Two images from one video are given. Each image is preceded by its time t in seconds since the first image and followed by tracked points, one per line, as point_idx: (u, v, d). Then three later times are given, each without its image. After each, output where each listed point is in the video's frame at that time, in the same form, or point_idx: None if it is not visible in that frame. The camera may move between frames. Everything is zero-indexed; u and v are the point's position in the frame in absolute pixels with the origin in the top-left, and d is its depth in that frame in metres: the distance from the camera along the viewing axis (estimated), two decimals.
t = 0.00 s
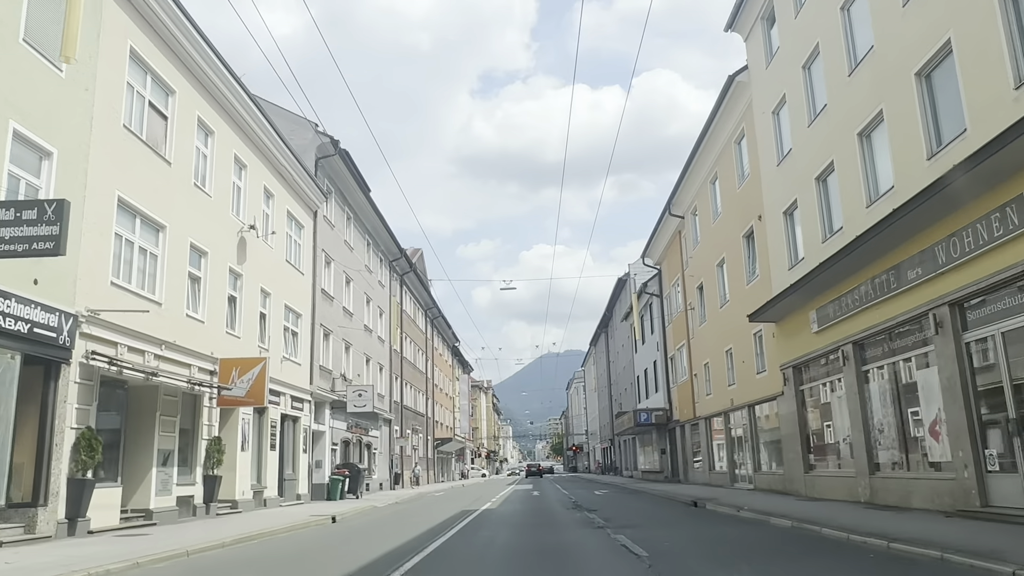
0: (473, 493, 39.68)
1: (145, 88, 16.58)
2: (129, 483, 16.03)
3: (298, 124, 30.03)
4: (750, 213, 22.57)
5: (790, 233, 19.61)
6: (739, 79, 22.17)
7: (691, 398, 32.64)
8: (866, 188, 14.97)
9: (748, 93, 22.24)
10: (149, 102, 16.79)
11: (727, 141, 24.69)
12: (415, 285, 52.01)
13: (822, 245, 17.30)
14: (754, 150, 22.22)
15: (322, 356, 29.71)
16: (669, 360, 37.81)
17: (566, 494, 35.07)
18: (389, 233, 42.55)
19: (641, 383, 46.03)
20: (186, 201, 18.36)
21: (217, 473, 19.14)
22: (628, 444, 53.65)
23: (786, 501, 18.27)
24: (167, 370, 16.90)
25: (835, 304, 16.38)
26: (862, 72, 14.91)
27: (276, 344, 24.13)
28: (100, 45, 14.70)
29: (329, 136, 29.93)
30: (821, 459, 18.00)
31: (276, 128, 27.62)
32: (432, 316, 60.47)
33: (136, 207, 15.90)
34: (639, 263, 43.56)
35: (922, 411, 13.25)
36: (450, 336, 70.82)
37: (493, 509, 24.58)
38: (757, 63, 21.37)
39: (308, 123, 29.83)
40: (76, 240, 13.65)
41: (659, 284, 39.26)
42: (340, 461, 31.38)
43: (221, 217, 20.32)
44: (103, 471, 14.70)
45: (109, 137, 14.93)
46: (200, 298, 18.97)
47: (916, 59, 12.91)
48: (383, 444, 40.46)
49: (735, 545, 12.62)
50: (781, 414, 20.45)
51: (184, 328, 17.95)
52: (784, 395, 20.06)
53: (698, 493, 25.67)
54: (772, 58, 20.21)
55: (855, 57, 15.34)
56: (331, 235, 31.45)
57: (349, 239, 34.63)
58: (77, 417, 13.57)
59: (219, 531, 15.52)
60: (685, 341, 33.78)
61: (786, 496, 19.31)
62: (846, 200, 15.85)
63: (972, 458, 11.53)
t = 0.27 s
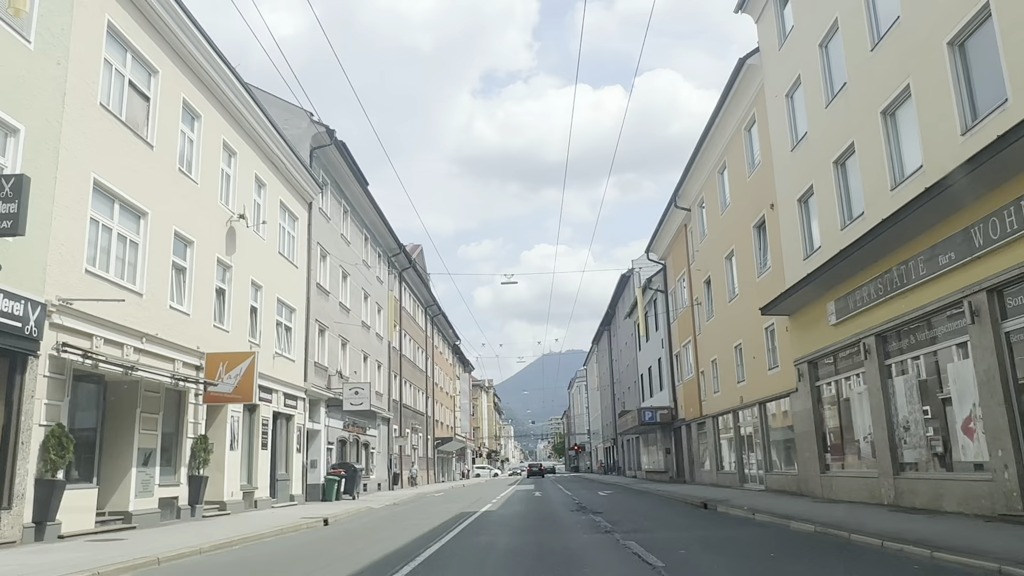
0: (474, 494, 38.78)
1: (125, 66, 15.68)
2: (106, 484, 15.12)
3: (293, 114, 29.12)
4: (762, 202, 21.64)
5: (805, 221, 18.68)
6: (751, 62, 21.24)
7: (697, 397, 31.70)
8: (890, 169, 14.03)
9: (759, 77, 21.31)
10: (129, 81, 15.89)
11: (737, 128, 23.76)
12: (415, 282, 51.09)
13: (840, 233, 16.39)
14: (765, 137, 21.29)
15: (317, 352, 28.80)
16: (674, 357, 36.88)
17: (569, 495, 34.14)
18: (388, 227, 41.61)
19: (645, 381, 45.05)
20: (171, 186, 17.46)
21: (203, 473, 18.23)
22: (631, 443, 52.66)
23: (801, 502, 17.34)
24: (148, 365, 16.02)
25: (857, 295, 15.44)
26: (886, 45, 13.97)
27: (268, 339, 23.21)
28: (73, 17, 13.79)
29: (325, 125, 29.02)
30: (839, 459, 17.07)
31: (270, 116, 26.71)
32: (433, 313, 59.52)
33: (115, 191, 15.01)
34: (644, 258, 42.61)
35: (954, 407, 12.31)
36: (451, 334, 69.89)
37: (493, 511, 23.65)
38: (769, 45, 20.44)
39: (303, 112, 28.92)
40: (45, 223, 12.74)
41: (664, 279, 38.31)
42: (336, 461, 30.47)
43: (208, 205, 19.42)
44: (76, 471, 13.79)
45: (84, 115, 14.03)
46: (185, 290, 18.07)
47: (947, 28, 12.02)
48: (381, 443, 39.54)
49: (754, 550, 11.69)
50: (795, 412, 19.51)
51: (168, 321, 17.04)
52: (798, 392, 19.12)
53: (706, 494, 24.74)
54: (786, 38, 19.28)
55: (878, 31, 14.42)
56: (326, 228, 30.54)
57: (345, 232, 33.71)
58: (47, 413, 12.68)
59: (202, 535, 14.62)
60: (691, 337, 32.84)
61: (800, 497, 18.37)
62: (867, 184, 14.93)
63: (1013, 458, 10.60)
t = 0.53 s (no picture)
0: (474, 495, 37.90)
1: (103, 42, 14.81)
2: (82, 486, 14.25)
3: (287, 103, 28.25)
4: (773, 191, 20.75)
5: (820, 209, 17.79)
6: (762, 44, 20.33)
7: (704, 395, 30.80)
8: (916, 149, 13.14)
9: (771, 60, 20.41)
10: (108, 58, 15.02)
11: (747, 115, 22.86)
12: (414, 278, 50.22)
13: (859, 219, 15.50)
14: (777, 122, 20.40)
15: (312, 349, 27.94)
16: (679, 354, 36.00)
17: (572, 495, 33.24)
18: (386, 222, 40.72)
19: (649, 380, 44.12)
20: (153, 171, 16.59)
21: (188, 474, 17.36)
22: (634, 443, 51.81)
23: (818, 504, 16.45)
24: (128, 359, 15.17)
25: (881, 284, 14.54)
26: (914, 16, 13.05)
27: (260, 334, 22.35)
28: None
29: (320, 115, 28.15)
30: (858, 458, 16.20)
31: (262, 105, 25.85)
32: (433, 310, 58.64)
33: (91, 174, 14.13)
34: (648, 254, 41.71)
35: (990, 403, 11.43)
36: (451, 332, 68.95)
37: (493, 512, 22.76)
38: (782, 26, 19.54)
39: (298, 101, 28.05)
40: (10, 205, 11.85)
41: (669, 275, 37.40)
42: (332, 460, 29.60)
43: (195, 193, 18.55)
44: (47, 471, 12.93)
45: (56, 92, 13.15)
46: (169, 281, 17.20)
47: None
48: (379, 443, 38.66)
49: (774, 556, 10.81)
50: (809, 409, 18.63)
51: (151, 313, 16.17)
52: (813, 388, 18.23)
53: (715, 495, 23.85)
54: (800, 17, 18.39)
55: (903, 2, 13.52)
56: (322, 221, 29.68)
57: (342, 226, 32.84)
58: (12, 409, 11.80)
59: (182, 539, 13.74)
60: (697, 333, 31.95)
61: (816, 499, 17.48)
62: (890, 166, 14.04)
63: None
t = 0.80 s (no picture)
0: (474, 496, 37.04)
1: (79, 16, 13.97)
2: (54, 488, 13.38)
3: (280, 91, 27.41)
4: (785, 179, 19.89)
5: (837, 195, 16.94)
6: (774, 25, 19.46)
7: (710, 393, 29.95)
8: (944, 127, 12.29)
9: (783, 41, 19.55)
10: (84, 34, 14.17)
11: (757, 101, 22.00)
12: (414, 275, 49.36)
13: (879, 205, 14.64)
14: (789, 107, 19.55)
15: (306, 345, 27.09)
16: (684, 352, 35.13)
17: (574, 496, 32.38)
18: (384, 216, 39.85)
19: (652, 378, 43.25)
20: (135, 155, 15.74)
21: (172, 475, 16.48)
22: (637, 443, 50.91)
23: (835, 506, 15.58)
24: (105, 352, 14.33)
25: (905, 272, 13.70)
26: None
27: (250, 328, 21.51)
28: None
29: (314, 104, 27.31)
30: (877, 457, 15.36)
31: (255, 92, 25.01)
32: (432, 308, 57.74)
33: (64, 155, 13.28)
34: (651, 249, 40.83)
35: None
36: (451, 330, 68.08)
37: (493, 514, 21.90)
38: (794, 4, 18.68)
39: (292, 90, 27.22)
40: None
41: (673, 270, 36.53)
42: (327, 460, 28.75)
43: (180, 179, 17.70)
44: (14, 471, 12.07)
45: (24, 65, 12.28)
46: (152, 271, 16.35)
47: None
48: (377, 442, 37.80)
49: (797, 564, 9.95)
50: (824, 406, 17.79)
51: (132, 304, 15.31)
52: (829, 384, 17.37)
53: (723, 496, 22.99)
54: None
55: None
56: (317, 213, 28.84)
57: (338, 219, 31.99)
58: None
59: (161, 544, 12.90)
60: (703, 329, 31.09)
61: (832, 500, 16.62)
62: (914, 146, 13.20)
63: None
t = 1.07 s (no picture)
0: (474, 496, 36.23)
1: None
2: (25, 487, 12.59)
3: (273, 79, 26.58)
4: (796, 166, 19.07)
5: (853, 181, 16.11)
6: (786, 4, 18.62)
7: (716, 391, 29.11)
8: (975, 103, 11.47)
9: (795, 21, 18.71)
10: (57, 7, 13.35)
11: (766, 86, 21.17)
12: (412, 271, 48.54)
13: (901, 189, 13.81)
14: (801, 91, 18.72)
15: (300, 341, 26.27)
16: (688, 349, 34.29)
17: (576, 497, 31.56)
18: (382, 211, 39.03)
19: (655, 376, 42.41)
20: (114, 138, 14.91)
21: (154, 475, 15.67)
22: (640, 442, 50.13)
23: (854, 509, 14.75)
24: (81, 346, 13.53)
25: (930, 259, 12.87)
26: None
27: (240, 323, 20.68)
28: None
29: (308, 92, 26.50)
30: (898, 457, 14.54)
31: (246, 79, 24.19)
32: (431, 306, 56.89)
33: (33, 134, 12.46)
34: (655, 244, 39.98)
35: None
36: (451, 329, 67.27)
37: (493, 516, 21.05)
38: None
39: (285, 78, 26.39)
40: None
41: (677, 266, 35.70)
42: (322, 460, 27.94)
43: (164, 165, 16.87)
44: None
45: None
46: (133, 261, 15.52)
47: None
48: (374, 441, 36.97)
49: (823, 573, 9.12)
50: (839, 403, 16.96)
51: (110, 295, 14.49)
52: (845, 380, 16.54)
53: (731, 498, 22.16)
54: None
55: None
56: (311, 206, 28.03)
57: (333, 213, 31.18)
58: None
59: (137, 549, 12.09)
60: (709, 326, 30.26)
61: (849, 502, 15.78)
62: (941, 125, 12.37)
63: None
